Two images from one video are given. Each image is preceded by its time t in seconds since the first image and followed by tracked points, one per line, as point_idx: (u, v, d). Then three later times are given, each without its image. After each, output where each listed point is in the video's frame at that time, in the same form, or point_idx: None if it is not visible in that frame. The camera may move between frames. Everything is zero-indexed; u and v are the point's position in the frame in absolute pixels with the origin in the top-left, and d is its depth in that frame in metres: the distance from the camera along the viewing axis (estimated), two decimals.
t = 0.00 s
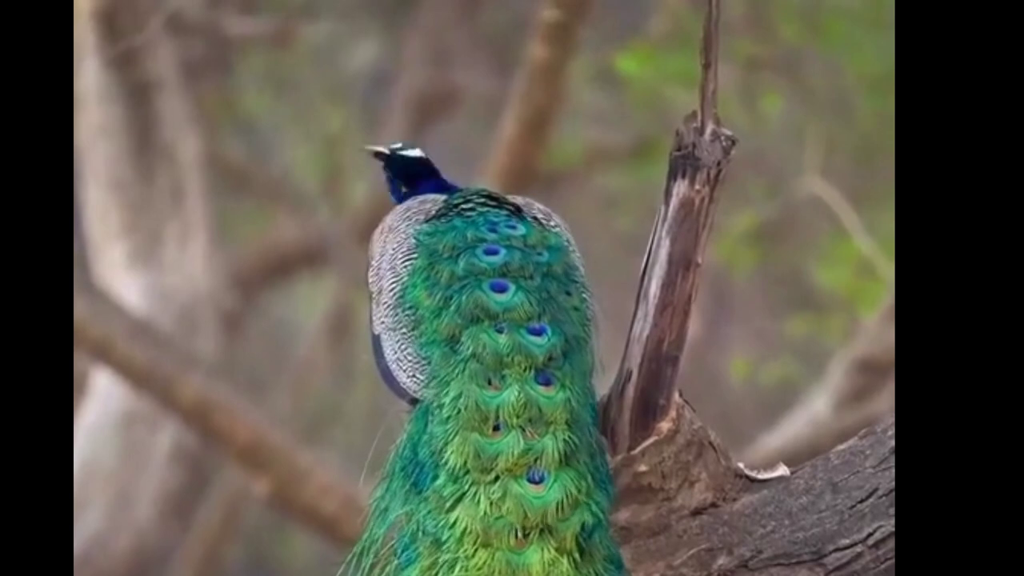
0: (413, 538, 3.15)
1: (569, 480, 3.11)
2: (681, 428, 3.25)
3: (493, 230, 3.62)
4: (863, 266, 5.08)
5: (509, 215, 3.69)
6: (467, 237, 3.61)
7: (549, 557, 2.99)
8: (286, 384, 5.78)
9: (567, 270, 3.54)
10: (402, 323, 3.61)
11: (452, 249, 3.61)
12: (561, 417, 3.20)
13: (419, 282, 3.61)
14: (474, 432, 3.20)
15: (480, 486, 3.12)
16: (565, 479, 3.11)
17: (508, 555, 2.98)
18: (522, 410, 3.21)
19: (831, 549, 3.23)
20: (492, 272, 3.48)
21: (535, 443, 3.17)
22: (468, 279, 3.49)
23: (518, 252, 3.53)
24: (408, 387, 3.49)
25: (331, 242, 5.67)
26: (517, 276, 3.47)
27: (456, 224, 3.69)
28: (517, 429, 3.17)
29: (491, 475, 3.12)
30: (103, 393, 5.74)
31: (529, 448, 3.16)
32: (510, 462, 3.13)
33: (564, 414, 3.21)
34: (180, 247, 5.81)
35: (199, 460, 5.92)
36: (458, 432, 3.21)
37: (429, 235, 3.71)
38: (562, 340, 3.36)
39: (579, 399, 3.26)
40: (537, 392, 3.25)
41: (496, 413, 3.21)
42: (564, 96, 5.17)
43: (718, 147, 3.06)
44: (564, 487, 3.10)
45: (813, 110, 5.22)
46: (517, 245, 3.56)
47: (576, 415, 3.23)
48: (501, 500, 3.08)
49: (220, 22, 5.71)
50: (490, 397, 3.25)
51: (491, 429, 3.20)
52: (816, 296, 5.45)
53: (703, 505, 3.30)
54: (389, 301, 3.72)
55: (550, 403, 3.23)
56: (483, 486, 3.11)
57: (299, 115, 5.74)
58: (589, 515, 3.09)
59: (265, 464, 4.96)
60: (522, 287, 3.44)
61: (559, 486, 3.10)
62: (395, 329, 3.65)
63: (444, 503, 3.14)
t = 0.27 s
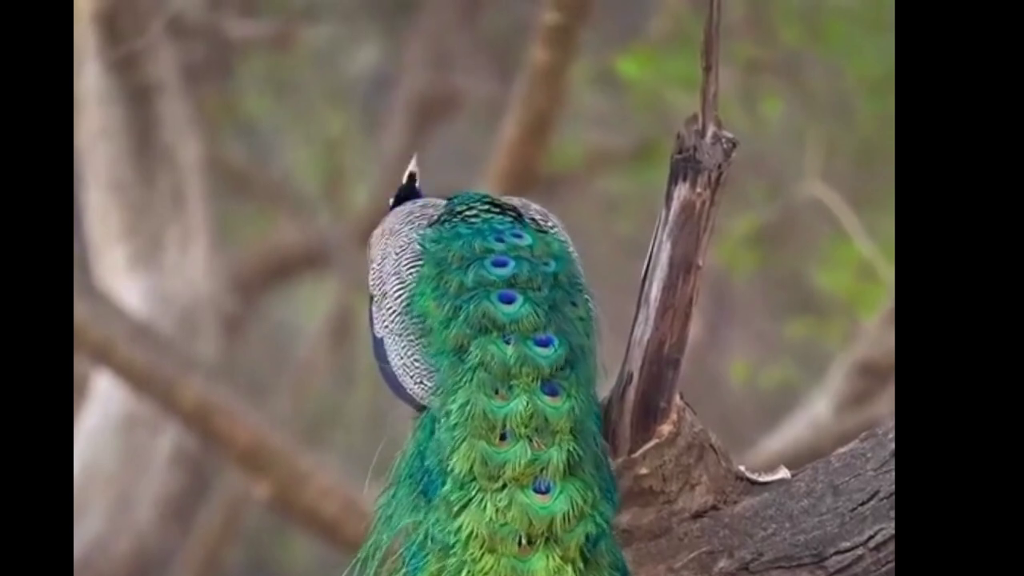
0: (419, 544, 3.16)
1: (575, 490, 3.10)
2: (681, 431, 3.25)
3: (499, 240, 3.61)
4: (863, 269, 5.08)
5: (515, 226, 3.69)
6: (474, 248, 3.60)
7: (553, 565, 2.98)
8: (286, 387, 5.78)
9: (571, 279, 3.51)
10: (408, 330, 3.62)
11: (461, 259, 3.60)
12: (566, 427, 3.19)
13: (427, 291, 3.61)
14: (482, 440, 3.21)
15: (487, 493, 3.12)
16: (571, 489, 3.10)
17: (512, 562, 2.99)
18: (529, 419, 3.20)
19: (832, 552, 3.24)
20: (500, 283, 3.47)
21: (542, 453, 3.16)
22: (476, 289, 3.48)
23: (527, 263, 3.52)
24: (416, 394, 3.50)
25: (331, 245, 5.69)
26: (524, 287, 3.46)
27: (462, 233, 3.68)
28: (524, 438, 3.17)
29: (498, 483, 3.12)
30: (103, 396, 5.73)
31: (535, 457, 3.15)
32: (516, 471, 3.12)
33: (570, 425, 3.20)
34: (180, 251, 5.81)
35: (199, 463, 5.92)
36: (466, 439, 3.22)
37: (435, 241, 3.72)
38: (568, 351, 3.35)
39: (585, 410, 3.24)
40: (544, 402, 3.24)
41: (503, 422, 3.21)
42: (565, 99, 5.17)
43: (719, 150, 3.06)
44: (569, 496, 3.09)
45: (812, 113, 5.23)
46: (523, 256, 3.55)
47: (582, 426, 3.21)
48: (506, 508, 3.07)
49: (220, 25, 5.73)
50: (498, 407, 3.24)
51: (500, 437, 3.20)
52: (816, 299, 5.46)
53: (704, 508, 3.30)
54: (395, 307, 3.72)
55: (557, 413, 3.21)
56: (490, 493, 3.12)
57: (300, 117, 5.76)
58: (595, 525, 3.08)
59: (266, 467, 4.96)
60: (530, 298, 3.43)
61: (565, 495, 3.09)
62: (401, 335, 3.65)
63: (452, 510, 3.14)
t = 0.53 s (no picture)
0: (430, 558, 3.12)
1: (591, 506, 3.07)
2: (681, 433, 3.26)
3: (498, 246, 3.61)
4: (864, 272, 5.08)
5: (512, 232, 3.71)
6: (476, 256, 3.57)
7: None
8: (287, 389, 5.78)
9: (572, 287, 3.50)
10: (407, 333, 3.59)
11: (460, 267, 3.56)
12: (583, 441, 3.15)
13: (432, 298, 3.55)
14: (499, 458, 3.14)
15: (502, 511, 3.07)
16: (587, 504, 3.07)
17: None
18: (546, 436, 3.15)
19: (831, 554, 3.24)
20: (511, 295, 3.42)
21: (558, 469, 3.12)
22: (489, 301, 3.41)
23: (529, 270, 3.51)
24: (415, 397, 3.47)
25: (331, 247, 5.70)
26: (535, 299, 3.42)
27: (462, 240, 3.67)
28: (541, 455, 3.12)
29: (514, 500, 3.07)
30: (104, 398, 5.71)
31: (551, 473, 3.11)
32: (533, 489, 3.07)
33: (587, 440, 3.16)
34: (181, 253, 5.83)
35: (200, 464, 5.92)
36: (482, 457, 3.15)
37: (434, 246, 3.71)
38: (581, 365, 3.30)
39: (599, 424, 3.21)
40: (561, 418, 3.19)
41: (521, 439, 3.14)
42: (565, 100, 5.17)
43: (719, 151, 3.06)
44: (585, 512, 3.06)
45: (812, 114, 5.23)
46: (522, 262, 3.55)
47: (598, 440, 3.18)
48: (520, 526, 3.03)
49: (220, 27, 5.73)
50: (515, 424, 3.18)
51: (518, 455, 3.13)
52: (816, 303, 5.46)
53: (704, 510, 3.30)
54: (394, 309, 3.70)
55: (574, 428, 3.17)
56: (505, 511, 3.06)
57: (299, 118, 5.75)
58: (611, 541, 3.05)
59: (266, 469, 4.96)
60: (541, 311, 3.39)
61: (580, 511, 3.05)
62: (401, 337, 3.62)
63: (464, 525, 3.09)
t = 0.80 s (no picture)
0: None
1: (602, 518, 3.01)
2: (681, 436, 3.26)
3: (495, 252, 3.61)
4: (864, 275, 5.08)
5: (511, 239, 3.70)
6: (473, 262, 3.56)
7: None
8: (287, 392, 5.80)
9: (569, 293, 3.50)
10: (405, 335, 3.58)
11: (455, 271, 3.56)
12: (588, 453, 3.12)
13: (430, 303, 3.53)
14: (503, 470, 3.07)
15: (514, 526, 2.96)
16: (597, 516, 3.01)
17: None
18: (548, 446, 3.10)
19: (831, 557, 3.22)
20: (508, 302, 3.40)
21: (564, 481, 3.07)
22: (485, 308, 3.39)
23: (521, 275, 3.51)
24: (414, 400, 3.44)
25: (331, 249, 5.69)
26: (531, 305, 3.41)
27: (460, 245, 3.67)
28: (546, 466, 3.07)
29: (524, 514, 2.98)
30: (104, 402, 5.73)
31: (558, 485, 3.05)
32: (543, 502, 3.00)
33: (590, 451, 3.13)
34: (180, 255, 5.86)
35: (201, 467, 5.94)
36: (486, 470, 3.07)
37: (432, 250, 3.72)
38: (578, 372, 3.29)
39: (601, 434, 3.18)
40: (562, 426, 3.16)
41: (525, 450, 3.09)
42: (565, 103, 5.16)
43: (719, 155, 3.07)
44: (597, 524, 3.00)
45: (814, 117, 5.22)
46: (518, 267, 3.55)
47: (601, 450, 3.16)
48: (534, 539, 2.93)
49: (220, 29, 5.69)
50: (515, 434, 3.13)
51: (523, 466, 3.07)
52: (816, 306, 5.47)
53: (703, 513, 3.29)
54: (394, 311, 3.70)
55: (577, 438, 3.14)
56: (516, 525, 2.96)
57: (299, 119, 5.73)
58: (622, 555, 2.99)
59: (266, 472, 4.96)
60: (533, 316, 3.38)
61: (593, 523, 2.99)
62: (400, 340, 3.62)
63: (473, 543, 2.97)
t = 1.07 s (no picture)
0: None
1: (598, 522, 3.02)
2: (681, 439, 3.24)
3: (497, 255, 3.60)
4: (864, 278, 5.07)
5: (513, 243, 3.70)
6: (474, 265, 3.57)
7: None
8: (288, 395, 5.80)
9: (572, 296, 3.48)
10: (408, 339, 3.59)
11: (462, 275, 3.56)
12: (584, 458, 3.13)
13: (432, 307, 3.55)
14: (497, 473, 3.09)
15: (507, 530, 2.99)
16: (593, 520, 3.02)
17: None
18: (542, 450, 3.12)
19: (831, 559, 3.22)
20: (506, 304, 3.41)
21: (559, 485, 3.08)
22: (483, 312, 3.41)
23: (529, 280, 3.49)
24: (415, 402, 3.43)
25: (331, 251, 5.69)
26: (530, 308, 3.41)
27: (463, 248, 3.67)
28: (540, 469, 3.09)
29: (518, 518, 3.00)
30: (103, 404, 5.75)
31: (553, 489, 3.07)
32: (537, 505, 3.01)
33: (586, 455, 3.14)
34: (182, 258, 5.85)
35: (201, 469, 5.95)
36: (480, 472, 3.10)
37: (433, 255, 3.72)
38: (576, 376, 3.30)
39: (598, 438, 3.19)
40: (557, 431, 3.18)
41: (518, 453, 3.11)
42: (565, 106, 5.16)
43: (719, 157, 3.04)
44: (593, 528, 3.01)
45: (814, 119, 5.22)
46: (520, 270, 3.54)
47: (598, 454, 3.16)
48: (528, 543, 2.95)
49: (220, 32, 5.70)
50: (510, 437, 3.16)
51: (518, 469, 3.09)
52: (816, 308, 5.47)
53: (703, 515, 3.29)
54: (396, 315, 3.70)
55: (569, 444, 3.15)
56: (510, 528, 2.99)
57: (299, 122, 5.73)
58: (617, 560, 3.00)
59: (265, 474, 4.96)
60: (536, 320, 3.37)
61: (588, 527, 3.00)
62: (402, 344, 3.62)
63: (467, 545, 3.00)
